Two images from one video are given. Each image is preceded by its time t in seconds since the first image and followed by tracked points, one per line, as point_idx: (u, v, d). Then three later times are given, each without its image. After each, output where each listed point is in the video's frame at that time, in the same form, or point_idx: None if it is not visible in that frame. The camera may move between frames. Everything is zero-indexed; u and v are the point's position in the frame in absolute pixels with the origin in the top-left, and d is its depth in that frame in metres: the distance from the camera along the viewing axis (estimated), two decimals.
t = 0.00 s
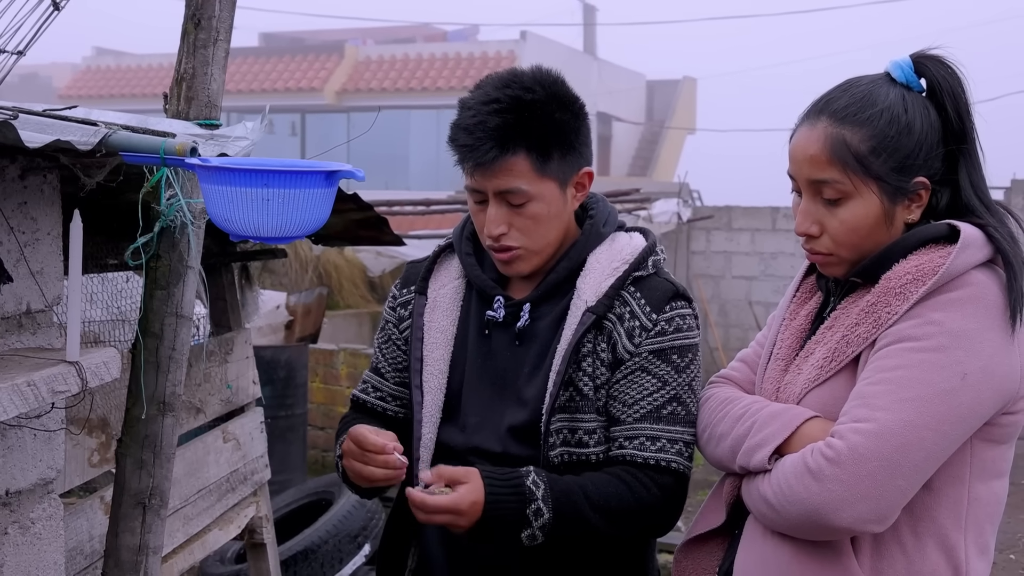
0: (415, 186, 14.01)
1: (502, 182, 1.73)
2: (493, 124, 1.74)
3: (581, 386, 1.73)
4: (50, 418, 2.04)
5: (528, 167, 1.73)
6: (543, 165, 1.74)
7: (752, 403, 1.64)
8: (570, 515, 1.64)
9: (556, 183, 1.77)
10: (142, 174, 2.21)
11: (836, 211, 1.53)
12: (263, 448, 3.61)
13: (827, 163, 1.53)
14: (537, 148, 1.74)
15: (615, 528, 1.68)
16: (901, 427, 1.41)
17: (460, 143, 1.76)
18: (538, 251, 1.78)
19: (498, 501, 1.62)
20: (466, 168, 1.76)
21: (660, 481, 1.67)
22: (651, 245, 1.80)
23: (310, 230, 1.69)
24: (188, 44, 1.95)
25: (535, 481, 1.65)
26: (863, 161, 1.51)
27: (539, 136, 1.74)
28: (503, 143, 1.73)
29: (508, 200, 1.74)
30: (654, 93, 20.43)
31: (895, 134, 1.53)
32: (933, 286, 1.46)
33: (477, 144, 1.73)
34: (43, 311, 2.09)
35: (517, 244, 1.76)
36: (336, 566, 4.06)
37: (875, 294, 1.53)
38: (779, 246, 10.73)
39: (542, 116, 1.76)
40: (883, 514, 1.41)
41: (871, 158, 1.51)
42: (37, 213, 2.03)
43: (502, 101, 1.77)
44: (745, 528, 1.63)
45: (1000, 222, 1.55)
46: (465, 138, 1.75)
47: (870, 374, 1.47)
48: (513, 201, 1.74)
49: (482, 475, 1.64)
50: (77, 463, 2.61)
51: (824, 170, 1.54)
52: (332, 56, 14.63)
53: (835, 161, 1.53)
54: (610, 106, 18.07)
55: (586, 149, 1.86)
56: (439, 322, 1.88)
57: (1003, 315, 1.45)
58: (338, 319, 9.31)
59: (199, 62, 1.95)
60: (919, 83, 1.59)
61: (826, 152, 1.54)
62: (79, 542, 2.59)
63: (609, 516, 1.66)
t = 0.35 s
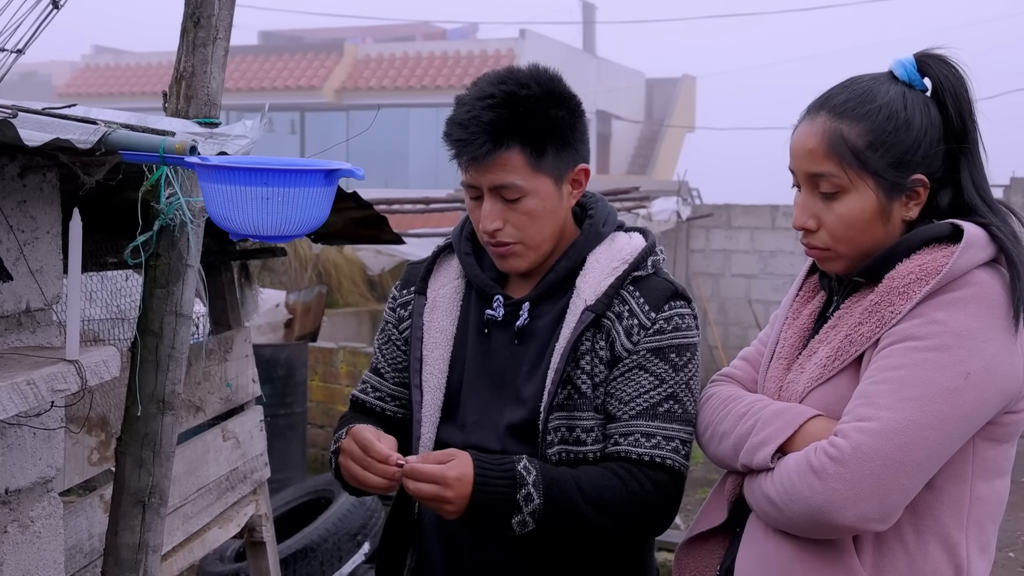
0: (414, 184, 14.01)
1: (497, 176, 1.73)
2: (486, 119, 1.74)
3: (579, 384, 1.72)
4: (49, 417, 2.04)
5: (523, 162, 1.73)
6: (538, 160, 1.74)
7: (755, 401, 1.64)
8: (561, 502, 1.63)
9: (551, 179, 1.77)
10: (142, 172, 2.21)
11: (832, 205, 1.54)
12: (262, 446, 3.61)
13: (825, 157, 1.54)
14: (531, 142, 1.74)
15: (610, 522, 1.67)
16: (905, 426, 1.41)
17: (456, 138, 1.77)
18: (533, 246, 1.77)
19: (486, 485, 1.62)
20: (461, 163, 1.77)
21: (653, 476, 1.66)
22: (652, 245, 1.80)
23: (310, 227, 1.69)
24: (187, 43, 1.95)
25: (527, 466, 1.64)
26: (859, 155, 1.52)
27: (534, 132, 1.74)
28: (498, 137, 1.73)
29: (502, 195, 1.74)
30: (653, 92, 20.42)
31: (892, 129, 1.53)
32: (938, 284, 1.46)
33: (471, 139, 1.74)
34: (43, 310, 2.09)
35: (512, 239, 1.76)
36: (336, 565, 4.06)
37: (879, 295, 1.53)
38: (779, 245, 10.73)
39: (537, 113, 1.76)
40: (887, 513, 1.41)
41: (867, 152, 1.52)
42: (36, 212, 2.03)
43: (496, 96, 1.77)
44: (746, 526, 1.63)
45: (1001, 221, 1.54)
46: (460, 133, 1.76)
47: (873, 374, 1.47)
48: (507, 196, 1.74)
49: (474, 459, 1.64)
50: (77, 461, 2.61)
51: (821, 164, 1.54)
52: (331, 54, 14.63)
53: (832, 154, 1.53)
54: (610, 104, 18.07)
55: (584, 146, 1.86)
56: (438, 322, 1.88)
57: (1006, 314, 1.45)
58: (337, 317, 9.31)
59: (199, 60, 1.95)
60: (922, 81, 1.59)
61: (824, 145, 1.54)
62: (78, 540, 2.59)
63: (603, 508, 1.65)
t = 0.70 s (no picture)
0: (414, 185, 14.01)
1: (496, 172, 1.73)
2: (487, 115, 1.74)
3: (574, 380, 1.72)
4: (51, 417, 2.04)
5: (523, 159, 1.74)
6: (538, 158, 1.75)
7: (759, 404, 1.65)
8: (542, 489, 1.61)
9: (551, 177, 1.77)
10: (143, 172, 2.20)
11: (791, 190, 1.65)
12: (263, 447, 3.61)
13: (794, 139, 1.67)
14: (530, 139, 1.74)
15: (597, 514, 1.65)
16: (910, 434, 1.41)
17: (456, 133, 1.77)
18: (531, 244, 1.77)
19: (471, 464, 1.60)
20: (461, 159, 1.77)
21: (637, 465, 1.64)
22: (650, 242, 1.81)
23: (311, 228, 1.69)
24: (189, 44, 1.96)
25: (511, 452, 1.62)
26: (812, 140, 1.61)
27: (536, 128, 1.75)
28: (498, 132, 1.73)
29: (502, 191, 1.75)
30: (653, 92, 20.42)
31: (846, 123, 1.58)
32: (943, 291, 1.47)
33: (475, 133, 1.74)
34: (44, 310, 2.09)
35: (511, 237, 1.76)
36: (336, 565, 4.06)
37: (884, 300, 1.54)
38: (779, 245, 10.73)
39: (537, 110, 1.76)
40: (891, 520, 1.42)
41: (818, 139, 1.61)
42: (38, 212, 2.03)
43: (497, 93, 1.77)
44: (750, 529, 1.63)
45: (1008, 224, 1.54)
46: (462, 128, 1.76)
47: (878, 380, 1.47)
48: (507, 191, 1.74)
49: (458, 440, 1.62)
50: (77, 461, 2.61)
51: (794, 146, 1.67)
52: (331, 54, 14.63)
53: (798, 138, 1.65)
54: (609, 104, 18.08)
55: (582, 145, 1.85)
56: (439, 321, 1.88)
57: (1011, 320, 1.45)
58: (338, 317, 9.32)
59: (200, 60, 1.95)
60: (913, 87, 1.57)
61: (798, 129, 1.67)
62: (79, 541, 2.59)
63: (585, 497, 1.63)
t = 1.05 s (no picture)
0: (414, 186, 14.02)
1: (497, 170, 1.74)
2: (486, 114, 1.74)
3: (567, 375, 1.73)
4: (52, 418, 2.05)
5: (522, 158, 1.74)
6: (537, 157, 1.75)
7: (760, 408, 1.65)
8: (522, 463, 1.58)
9: (550, 177, 1.78)
10: (144, 174, 2.21)
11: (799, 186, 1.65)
12: (263, 448, 3.61)
13: (802, 140, 1.67)
14: (530, 138, 1.75)
15: (578, 496, 1.62)
16: (907, 439, 1.41)
17: (456, 130, 1.77)
18: (531, 245, 1.78)
19: (452, 432, 1.57)
20: (462, 156, 1.78)
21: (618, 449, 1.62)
22: (648, 239, 1.83)
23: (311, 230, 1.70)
24: (190, 46, 1.96)
25: (492, 420, 1.60)
26: (822, 138, 1.62)
27: (534, 128, 1.75)
28: (498, 130, 1.74)
29: (502, 190, 1.75)
30: (653, 93, 20.43)
31: (858, 119, 1.59)
32: (939, 295, 1.47)
33: (473, 133, 1.74)
34: (45, 312, 2.09)
35: (510, 236, 1.76)
36: (336, 566, 4.06)
37: (882, 304, 1.54)
38: (779, 246, 10.73)
39: (535, 112, 1.76)
40: (887, 525, 1.42)
41: (829, 136, 1.61)
42: (39, 214, 2.03)
43: (498, 92, 1.77)
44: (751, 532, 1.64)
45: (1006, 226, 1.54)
46: (461, 126, 1.76)
47: (876, 385, 1.47)
48: (506, 190, 1.75)
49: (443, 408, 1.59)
50: (78, 463, 2.62)
51: (801, 146, 1.67)
52: (331, 56, 14.64)
53: (807, 137, 1.66)
54: (609, 106, 18.09)
55: (582, 146, 1.86)
56: (441, 319, 1.89)
57: (1009, 324, 1.46)
58: (338, 319, 9.32)
59: (201, 63, 1.95)
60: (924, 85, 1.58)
61: (805, 130, 1.67)
62: (80, 542, 2.59)
63: (564, 476, 1.60)
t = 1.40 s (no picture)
0: (414, 188, 14.03)
1: (500, 160, 1.75)
2: (497, 104, 1.75)
3: (564, 372, 1.73)
4: (53, 421, 2.05)
5: (530, 150, 1.75)
6: (543, 152, 1.76)
7: (762, 412, 1.65)
8: (521, 454, 1.55)
9: (555, 173, 1.78)
10: (145, 177, 2.21)
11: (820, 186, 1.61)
12: (263, 450, 3.61)
13: (819, 138, 1.63)
14: (539, 131, 1.76)
15: (575, 491, 1.59)
16: (911, 443, 1.41)
17: (466, 117, 1.78)
18: (527, 237, 1.77)
19: (450, 420, 1.53)
20: (470, 146, 1.79)
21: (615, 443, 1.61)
22: (646, 238, 1.83)
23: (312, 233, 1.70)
24: (190, 49, 1.96)
25: (491, 409, 1.57)
26: (849, 136, 1.60)
27: (545, 122, 1.77)
28: (506, 120, 1.75)
29: (504, 180, 1.76)
30: (654, 95, 20.43)
31: (884, 116, 1.60)
32: (941, 298, 1.47)
33: (483, 119, 1.75)
34: (46, 314, 2.09)
35: (508, 227, 1.76)
36: (336, 569, 4.06)
37: (885, 308, 1.54)
38: (779, 249, 10.74)
39: (551, 108, 1.78)
40: (893, 529, 1.42)
41: (857, 134, 1.59)
42: (41, 217, 2.04)
43: (512, 84, 1.78)
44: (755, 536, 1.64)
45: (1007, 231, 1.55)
46: (472, 112, 1.77)
47: (879, 389, 1.47)
48: (510, 181, 1.75)
49: (442, 394, 1.56)
50: (79, 464, 2.62)
51: (816, 145, 1.63)
52: (331, 58, 14.65)
53: (825, 136, 1.63)
54: (609, 108, 18.10)
55: (589, 147, 1.86)
56: (438, 313, 1.88)
57: (1012, 327, 1.46)
58: (338, 321, 9.32)
59: (201, 66, 1.95)
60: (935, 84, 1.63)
61: (819, 128, 1.65)
62: (81, 544, 2.59)
63: (563, 470, 1.57)
